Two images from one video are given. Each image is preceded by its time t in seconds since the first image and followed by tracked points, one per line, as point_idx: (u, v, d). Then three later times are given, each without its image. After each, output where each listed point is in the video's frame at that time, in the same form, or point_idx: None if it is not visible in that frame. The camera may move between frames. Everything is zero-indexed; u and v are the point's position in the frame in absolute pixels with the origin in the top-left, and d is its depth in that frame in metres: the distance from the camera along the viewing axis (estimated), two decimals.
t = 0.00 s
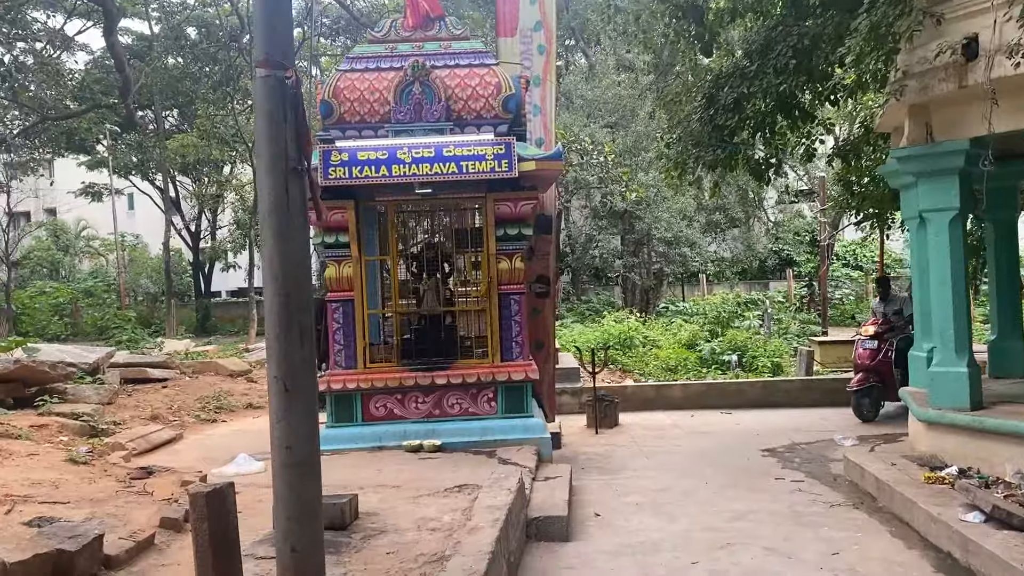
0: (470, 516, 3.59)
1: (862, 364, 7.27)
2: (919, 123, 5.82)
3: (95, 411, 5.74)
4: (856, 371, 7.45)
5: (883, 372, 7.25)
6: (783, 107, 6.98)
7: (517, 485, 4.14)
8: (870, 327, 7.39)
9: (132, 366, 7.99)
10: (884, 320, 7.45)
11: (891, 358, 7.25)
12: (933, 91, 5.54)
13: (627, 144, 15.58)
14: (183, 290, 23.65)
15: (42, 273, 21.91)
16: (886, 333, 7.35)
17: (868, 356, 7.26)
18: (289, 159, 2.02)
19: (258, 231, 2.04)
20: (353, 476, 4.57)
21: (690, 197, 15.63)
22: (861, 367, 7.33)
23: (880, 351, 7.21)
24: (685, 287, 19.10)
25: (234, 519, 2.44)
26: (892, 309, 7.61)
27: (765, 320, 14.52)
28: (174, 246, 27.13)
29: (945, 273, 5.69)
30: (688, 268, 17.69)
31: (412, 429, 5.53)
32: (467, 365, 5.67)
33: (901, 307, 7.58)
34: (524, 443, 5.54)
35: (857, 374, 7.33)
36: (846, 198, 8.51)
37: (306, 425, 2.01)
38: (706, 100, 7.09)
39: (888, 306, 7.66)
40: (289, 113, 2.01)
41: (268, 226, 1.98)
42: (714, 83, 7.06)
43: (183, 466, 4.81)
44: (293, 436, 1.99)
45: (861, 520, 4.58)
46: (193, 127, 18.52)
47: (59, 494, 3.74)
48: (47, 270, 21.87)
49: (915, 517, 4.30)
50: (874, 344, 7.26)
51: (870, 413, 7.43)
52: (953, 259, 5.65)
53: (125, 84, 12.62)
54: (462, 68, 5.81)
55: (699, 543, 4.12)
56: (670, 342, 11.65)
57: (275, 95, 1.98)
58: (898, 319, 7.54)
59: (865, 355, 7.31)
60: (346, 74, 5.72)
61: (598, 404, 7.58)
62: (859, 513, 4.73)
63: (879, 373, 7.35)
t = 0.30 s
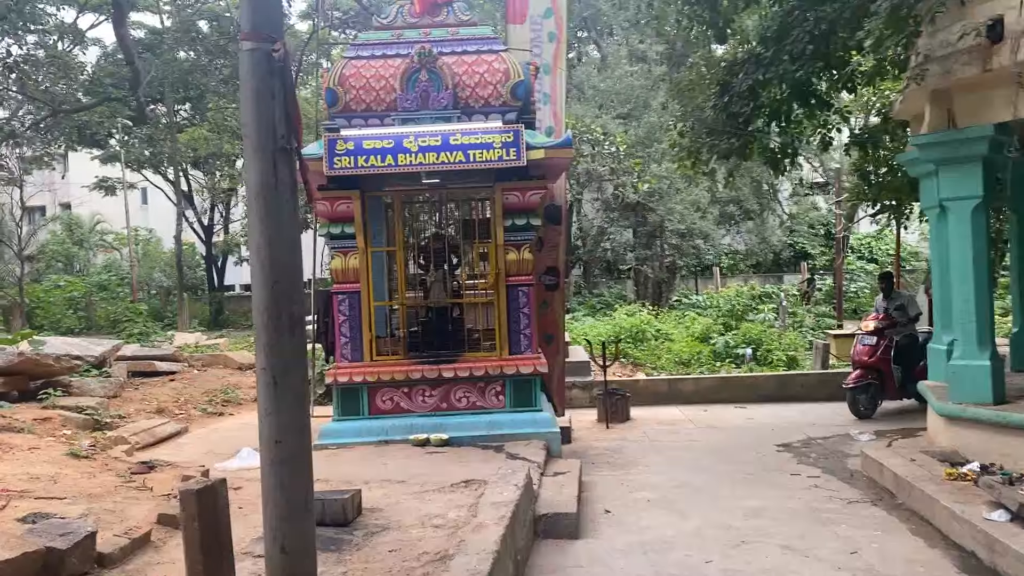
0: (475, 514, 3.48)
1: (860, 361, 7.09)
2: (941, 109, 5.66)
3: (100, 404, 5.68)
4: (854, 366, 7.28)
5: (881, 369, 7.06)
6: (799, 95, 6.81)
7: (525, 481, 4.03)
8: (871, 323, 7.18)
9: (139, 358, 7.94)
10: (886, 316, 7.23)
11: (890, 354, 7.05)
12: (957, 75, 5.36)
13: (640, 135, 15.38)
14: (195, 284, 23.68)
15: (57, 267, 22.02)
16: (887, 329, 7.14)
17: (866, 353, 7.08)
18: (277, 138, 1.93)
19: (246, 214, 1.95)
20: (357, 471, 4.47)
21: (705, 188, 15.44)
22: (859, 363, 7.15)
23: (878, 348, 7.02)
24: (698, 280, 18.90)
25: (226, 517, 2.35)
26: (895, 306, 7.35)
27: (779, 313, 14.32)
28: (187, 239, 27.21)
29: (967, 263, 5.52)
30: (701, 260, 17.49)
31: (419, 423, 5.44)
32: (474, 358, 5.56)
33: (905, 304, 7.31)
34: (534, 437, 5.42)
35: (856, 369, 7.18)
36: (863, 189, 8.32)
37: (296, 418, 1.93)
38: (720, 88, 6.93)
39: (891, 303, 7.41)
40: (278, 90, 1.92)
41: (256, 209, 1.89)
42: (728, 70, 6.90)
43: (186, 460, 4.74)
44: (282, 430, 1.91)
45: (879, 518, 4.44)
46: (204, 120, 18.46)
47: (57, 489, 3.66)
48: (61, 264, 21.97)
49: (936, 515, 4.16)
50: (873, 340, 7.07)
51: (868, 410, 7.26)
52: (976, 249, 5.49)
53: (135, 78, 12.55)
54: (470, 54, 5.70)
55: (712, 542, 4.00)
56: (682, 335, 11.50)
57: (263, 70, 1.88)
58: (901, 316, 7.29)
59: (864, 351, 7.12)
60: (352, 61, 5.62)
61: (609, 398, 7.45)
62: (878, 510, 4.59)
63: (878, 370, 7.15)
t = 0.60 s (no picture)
0: (484, 515, 3.36)
1: (857, 356, 6.89)
2: (966, 96, 5.45)
3: (106, 398, 5.61)
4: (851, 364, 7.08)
5: (878, 366, 6.86)
6: (817, 83, 6.61)
7: (536, 480, 3.92)
8: (870, 318, 7.02)
9: (148, 352, 7.87)
10: (887, 312, 7.08)
11: (888, 351, 6.87)
12: (984, 61, 5.16)
13: (654, 124, 15.17)
14: (207, 276, 23.71)
15: (69, 259, 22.11)
16: (887, 325, 6.98)
17: (863, 348, 6.89)
18: (271, 123, 1.82)
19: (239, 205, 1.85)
20: (364, 469, 4.37)
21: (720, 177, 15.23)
22: (856, 359, 6.95)
23: (876, 344, 6.84)
24: (712, 272, 18.71)
25: (224, 523, 2.26)
26: (897, 302, 7.24)
27: (795, 305, 14.10)
28: (200, 231, 27.23)
29: (992, 254, 5.37)
30: (715, 252, 17.28)
31: (428, 419, 5.33)
32: (484, 353, 5.45)
33: (908, 301, 7.17)
34: (545, 434, 5.30)
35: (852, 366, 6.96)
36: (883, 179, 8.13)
37: (292, 423, 1.82)
38: (736, 75, 6.75)
39: (894, 299, 7.28)
40: (273, 71, 1.81)
41: (248, 199, 1.80)
42: (746, 56, 6.70)
43: (191, 457, 4.65)
44: (278, 436, 1.80)
45: (902, 518, 4.30)
46: (215, 112, 18.37)
47: (57, 487, 3.59)
48: (74, 256, 22.04)
49: (963, 516, 4.01)
50: (871, 336, 6.90)
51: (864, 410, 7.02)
52: (1001, 240, 5.34)
53: (144, 70, 12.47)
54: (480, 42, 5.56)
55: (729, 543, 3.87)
56: (697, 328, 11.34)
57: (255, 52, 1.78)
58: (902, 312, 7.15)
59: (862, 347, 6.94)
60: (359, 49, 5.51)
61: (622, 393, 7.33)
62: (900, 510, 4.45)
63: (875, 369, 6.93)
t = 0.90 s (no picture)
0: (499, 519, 3.24)
1: (847, 358, 6.63)
2: (994, 86, 5.26)
3: (112, 398, 5.53)
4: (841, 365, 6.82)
5: (868, 368, 6.61)
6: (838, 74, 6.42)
7: (551, 482, 3.80)
8: (863, 318, 6.78)
9: (157, 349, 7.80)
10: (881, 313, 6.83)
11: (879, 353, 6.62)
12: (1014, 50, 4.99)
13: (666, 119, 15.00)
14: (218, 274, 23.73)
15: (80, 256, 22.24)
16: (880, 325, 6.74)
17: (854, 349, 6.65)
18: (273, 106, 1.71)
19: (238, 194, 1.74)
20: (374, 470, 4.26)
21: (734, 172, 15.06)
22: (846, 361, 6.67)
23: (867, 344, 6.60)
24: (725, 269, 18.55)
25: (225, 531, 2.16)
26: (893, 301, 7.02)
27: (809, 303, 13.92)
28: (210, 228, 27.26)
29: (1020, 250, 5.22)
30: (728, 250, 17.09)
31: (439, 419, 5.22)
32: (496, 351, 5.32)
33: (905, 301, 6.96)
34: (558, 434, 5.17)
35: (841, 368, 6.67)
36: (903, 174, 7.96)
37: (295, 428, 1.71)
38: (755, 66, 6.59)
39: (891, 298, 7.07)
40: (273, 50, 1.70)
41: (250, 187, 1.69)
42: (764, 47, 6.52)
43: (197, 457, 4.55)
44: (279, 441, 1.70)
45: (929, 522, 4.16)
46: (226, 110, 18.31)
47: (60, 489, 3.50)
48: (85, 253, 22.12)
49: (994, 520, 3.87)
50: (863, 336, 6.68)
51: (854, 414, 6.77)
52: None
53: (153, 67, 12.39)
54: (492, 33, 5.44)
55: (751, 548, 3.74)
56: (711, 326, 11.19)
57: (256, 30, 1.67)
58: (898, 313, 6.95)
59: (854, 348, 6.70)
60: (369, 41, 5.40)
61: (637, 392, 7.20)
62: (927, 514, 4.30)
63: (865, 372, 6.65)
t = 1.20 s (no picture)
0: (514, 535, 3.12)
1: (836, 367, 6.36)
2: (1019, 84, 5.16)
3: (115, 405, 5.42)
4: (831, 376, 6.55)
5: (858, 380, 6.33)
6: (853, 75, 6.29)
7: (567, 494, 3.67)
8: (857, 326, 6.53)
9: (161, 355, 7.70)
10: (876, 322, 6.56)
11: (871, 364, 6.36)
12: None
13: (675, 122, 14.85)
14: (224, 278, 23.64)
15: (87, 261, 22.14)
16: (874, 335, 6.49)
17: (845, 359, 6.38)
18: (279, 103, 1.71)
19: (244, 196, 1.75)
20: (383, 480, 4.15)
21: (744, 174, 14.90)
22: (835, 372, 6.41)
23: (858, 355, 6.34)
24: (733, 273, 18.38)
25: (229, 548, 2.19)
26: (892, 311, 6.77)
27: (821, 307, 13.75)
28: (216, 232, 27.23)
29: None
30: (736, 253, 16.93)
31: (449, 427, 5.10)
32: (507, 357, 5.20)
33: (903, 312, 6.71)
34: (571, 443, 5.05)
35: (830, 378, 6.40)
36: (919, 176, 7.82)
37: (301, 441, 1.72)
38: (770, 66, 6.46)
39: (889, 308, 6.82)
40: (279, 47, 1.71)
41: (255, 192, 1.70)
42: (780, 48, 6.38)
43: (201, 467, 4.44)
44: (285, 458, 1.71)
45: (957, 535, 4.02)
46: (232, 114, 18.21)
47: (60, 502, 3.39)
48: (92, 258, 22.04)
49: None
50: (854, 346, 6.43)
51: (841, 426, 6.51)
52: None
53: (160, 71, 12.32)
54: (503, 33, 5.33)
55: (774, 563, 3.61)
56: (722, 331, 11.06)
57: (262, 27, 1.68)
58: (896, 324, 6.70)
59: (844, 357, 6.44)
60: (377, 42, 5.29)
61: (649, 398, 7.07)
62: (954, 527, 4.16)
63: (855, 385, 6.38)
